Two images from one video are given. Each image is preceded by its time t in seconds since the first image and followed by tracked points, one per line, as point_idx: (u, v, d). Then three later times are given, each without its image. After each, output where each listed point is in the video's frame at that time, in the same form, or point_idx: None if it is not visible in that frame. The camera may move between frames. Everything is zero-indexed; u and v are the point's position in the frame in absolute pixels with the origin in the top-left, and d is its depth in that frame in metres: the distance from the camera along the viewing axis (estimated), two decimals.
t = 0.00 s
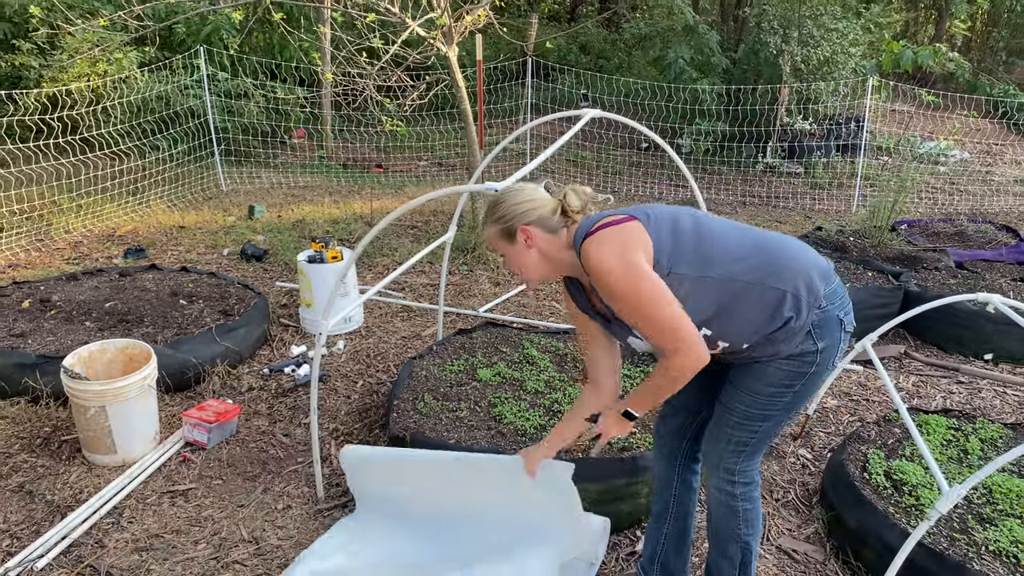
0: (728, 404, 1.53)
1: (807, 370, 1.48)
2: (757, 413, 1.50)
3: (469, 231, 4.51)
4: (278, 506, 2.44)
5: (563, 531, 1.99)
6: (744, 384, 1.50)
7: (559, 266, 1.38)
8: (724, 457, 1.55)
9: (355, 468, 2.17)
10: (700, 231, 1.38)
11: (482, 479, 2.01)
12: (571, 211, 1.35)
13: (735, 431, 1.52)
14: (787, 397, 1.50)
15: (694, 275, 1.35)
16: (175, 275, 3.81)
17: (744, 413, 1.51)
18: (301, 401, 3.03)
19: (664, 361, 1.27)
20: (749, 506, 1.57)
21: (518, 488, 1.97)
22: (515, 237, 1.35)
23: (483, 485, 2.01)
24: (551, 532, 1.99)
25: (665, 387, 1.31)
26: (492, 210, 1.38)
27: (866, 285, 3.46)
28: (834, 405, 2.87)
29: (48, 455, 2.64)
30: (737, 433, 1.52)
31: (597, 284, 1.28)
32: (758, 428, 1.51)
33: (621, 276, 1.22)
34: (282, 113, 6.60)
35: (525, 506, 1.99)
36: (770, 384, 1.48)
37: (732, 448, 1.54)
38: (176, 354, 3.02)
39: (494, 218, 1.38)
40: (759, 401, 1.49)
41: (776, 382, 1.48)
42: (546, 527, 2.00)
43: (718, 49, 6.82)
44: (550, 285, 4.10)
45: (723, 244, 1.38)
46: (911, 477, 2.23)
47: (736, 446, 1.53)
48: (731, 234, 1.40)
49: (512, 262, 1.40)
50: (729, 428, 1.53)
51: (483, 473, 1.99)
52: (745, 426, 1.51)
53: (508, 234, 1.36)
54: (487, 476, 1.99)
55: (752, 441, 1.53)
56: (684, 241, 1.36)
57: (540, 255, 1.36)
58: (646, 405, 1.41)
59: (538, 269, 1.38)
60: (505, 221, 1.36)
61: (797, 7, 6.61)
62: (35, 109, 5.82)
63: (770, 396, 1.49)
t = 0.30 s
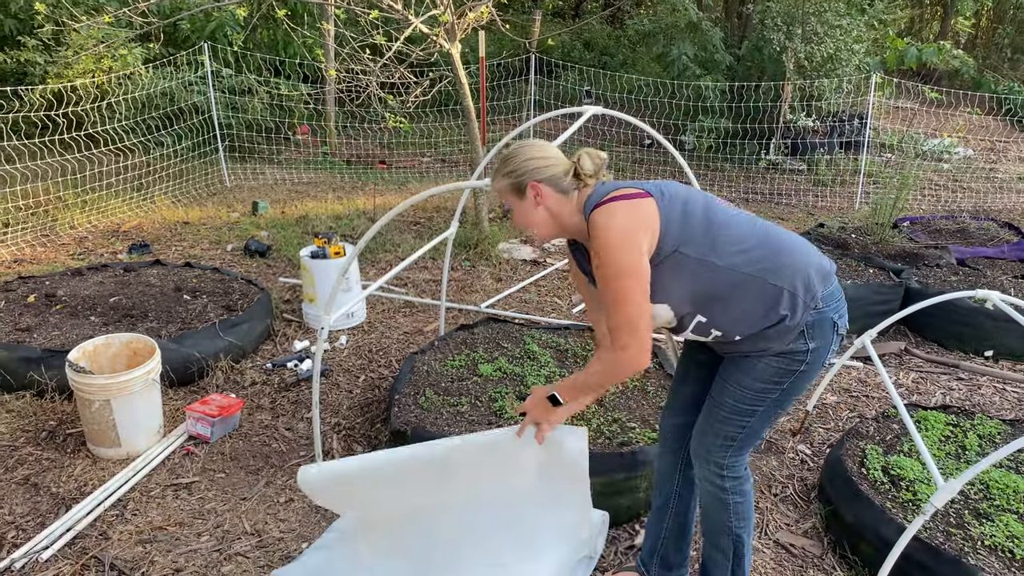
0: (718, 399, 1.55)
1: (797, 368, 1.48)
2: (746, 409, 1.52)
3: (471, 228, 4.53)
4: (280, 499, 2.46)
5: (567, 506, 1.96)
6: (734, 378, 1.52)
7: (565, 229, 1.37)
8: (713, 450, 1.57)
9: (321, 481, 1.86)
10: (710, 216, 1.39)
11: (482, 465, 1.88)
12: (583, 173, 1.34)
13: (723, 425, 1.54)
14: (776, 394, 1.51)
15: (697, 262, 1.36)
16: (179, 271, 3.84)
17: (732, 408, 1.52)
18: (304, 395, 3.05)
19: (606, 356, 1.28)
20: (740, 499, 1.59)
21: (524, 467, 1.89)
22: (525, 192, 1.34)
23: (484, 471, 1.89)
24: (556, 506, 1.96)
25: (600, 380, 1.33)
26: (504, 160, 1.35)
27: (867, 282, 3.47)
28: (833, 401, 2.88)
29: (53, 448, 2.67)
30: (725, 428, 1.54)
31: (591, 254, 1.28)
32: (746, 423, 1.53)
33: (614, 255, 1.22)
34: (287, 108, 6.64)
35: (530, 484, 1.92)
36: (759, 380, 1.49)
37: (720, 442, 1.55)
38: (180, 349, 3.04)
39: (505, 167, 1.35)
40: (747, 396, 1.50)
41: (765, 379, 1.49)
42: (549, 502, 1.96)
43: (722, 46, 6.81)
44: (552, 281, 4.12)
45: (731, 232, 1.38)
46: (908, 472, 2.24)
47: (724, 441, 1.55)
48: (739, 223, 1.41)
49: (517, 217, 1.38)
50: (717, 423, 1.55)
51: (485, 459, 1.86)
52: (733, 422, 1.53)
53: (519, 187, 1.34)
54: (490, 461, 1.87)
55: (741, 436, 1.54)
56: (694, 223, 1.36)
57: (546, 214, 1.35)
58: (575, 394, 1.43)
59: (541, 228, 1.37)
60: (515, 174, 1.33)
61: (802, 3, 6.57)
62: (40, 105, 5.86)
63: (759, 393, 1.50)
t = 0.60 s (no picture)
0: (712, 395, 1.56)
1: (790, 365, 1.50)
2: (739, 404, 1.53)
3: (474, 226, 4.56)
4: (283, 495, 2.48)
5: (578, 499, 1.91)
6: (728, 373, 1.53)
7: (570, 203, 1.38)
8: (707, 445, 1.59)
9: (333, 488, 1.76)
10: (717, 206, 1.39)
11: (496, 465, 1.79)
12: (593, 148, 1.36)
13: (717, 421, 1.56)
14: (770, 390, 1.52)
15: (698, 249, 1.36)
16: (183, 268, 3.87)
17: (727, 403, 1.53)
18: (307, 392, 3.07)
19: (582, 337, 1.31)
20: (735, 494, 1.60)
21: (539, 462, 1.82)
22: (536, 162, 1.34)
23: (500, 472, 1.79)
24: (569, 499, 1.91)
25: (574, 362, 1.35)
26: (516, 131, 1.36)
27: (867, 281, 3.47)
28: (833, 400, 2.89)
29: (58, 444, 2.69)
30: (719, 423, 1.55)
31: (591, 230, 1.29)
32: (740, 419, 1.54)
33: (611, 234, 1.24)
34: (291, 107, 6.68)
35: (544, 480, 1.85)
36: (753, 375, 1.51)
37: (714, 437, 1.57)
38: (184, 346, 3.07)
39: (518, 137, 1.37)
40: (742, 391, 1.52)
41: (759, 374, 1.50)
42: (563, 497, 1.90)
43: (725, 45, 6.81)
44: (554, 280, 4.14)
45: (736, 224, 1.39)
46: (907, 470, 2.25)
47: (719, 436, 1.57)
48: (744, 215, 1.42)
49: (525, 188, 1.38)
50: (712, 418, 1.56)
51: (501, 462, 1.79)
52: (728, 417, 1.54)
53: (531, 158, 1.34)
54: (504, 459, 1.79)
55: (735, 431, 1.56)
56: (702, 211, 1.37)
57: (555, 186, 1.36)
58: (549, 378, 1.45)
59: (549, 201, 1.38)
60: (528, 143, 1.34)
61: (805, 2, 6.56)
62: (46, 103, 5.90)
63: (753, 388, 1.52)
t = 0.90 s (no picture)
0: (709, 390, 1.57)
1: (785, 360, 1.50)
2: (735, 400, 1.54)
3: (476, 225, 4.57)
4: (285, 492, 2.49)
5: (580, 487, 1.92)
6: (724, 369, 1.54)
7: (577, 183, 1.39)
8: (703, 441, 1.60)
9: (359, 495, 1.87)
10: (719, 196, 1.40)
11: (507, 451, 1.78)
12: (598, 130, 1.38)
13: (713, 416, 1.56)
14: (765, 386, 1.53)
15: (700, 237, 1.37)
16: (186, 267, 3.89)
17: (722, 398, 1.54)
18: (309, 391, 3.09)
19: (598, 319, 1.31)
20: (732, 489, 1.61)
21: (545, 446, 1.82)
22: (542, 141, 1.35)
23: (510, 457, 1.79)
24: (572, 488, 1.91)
25: (595, 343, 1.33)
26: (521, 110, 1.37)
27: (869, 280, 3.48)
28: (834, 399, 2.90)
29: (62, 441, 2.70)
30: (715, 418, 1.56)
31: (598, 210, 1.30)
32: (735, 415, 1.55)
33: (621, 214, 1.24)
34: (294, 106, 6.71)
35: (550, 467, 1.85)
36: (748, 371, 1.51)
37: (710, 432, 1.58)
38: (187, 344, 3.08)
39: (522, 115, 1.37)
40: (737, 387, 1.53)
41: (754, 370, 1.51)
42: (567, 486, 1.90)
43: (727, 45, 6.82)
44: (556, 279, 4.15)
45: (739, 213, 1.40)
46: (907, 469, 2.26)
47: (714, 431, 1.57)
48: (747, 206, 1.43)
49: (530, 169, 1.39)
50: (708, 414, 1.57)
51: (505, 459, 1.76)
52: (724, 413, 1.55)
53: (537, 137, 1.35)
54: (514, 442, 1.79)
55: (731, 426, 1.56)
56: (707, 198, 1.37)
57: (561, 165, 1.37)
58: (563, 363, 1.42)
59: (554, 180, 1.38)
60: (532, 122, 1.34)
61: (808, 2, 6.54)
62: (50, 102, 5.92)
63: (748, 384, 1.53)
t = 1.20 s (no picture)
0: (709, 384, 1.58)
1: (785, 355, 1.51)
2: (735, 395, 1.55)
3: (478, 224, 4.58)
4: (288, 488, 2.50)
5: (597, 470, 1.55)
6: (724, 364, 1.55)
7: (578, 176, 1.40)
8: (704, 435, 1.60)
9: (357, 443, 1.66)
10: (723, 188, 1.40)
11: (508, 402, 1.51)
12: (602, 125, 1.39)
13: (713, 410, 1.57)
14: (765, 381, 1.54)
15: (704, 227, 1.38)
16: (189, 265, 3.90)
17: (722, 393, 1.55)
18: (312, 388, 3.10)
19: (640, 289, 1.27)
20: (732, 484, 1.62)
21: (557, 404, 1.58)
22: (544, 135, 1.35)
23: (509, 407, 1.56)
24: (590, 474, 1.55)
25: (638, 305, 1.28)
26: (522, 105, 1.38)
27: (870, 279, 3.48)
28: (835, 397, 2.90)
29: (66, 437, 2.71)
30: (715, 413, 1.57)
31: (610, 200, 1.30)
32: (735, 409, 1.56)
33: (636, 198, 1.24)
34: (296, 104, 6.72)
35: (565, 436, 1.57)
36: (747, 366, 1.52)
37: (711, 427, 1.59)
38: (190, 341, 3.09)
39: (525, 109, 1.37)
40: (737, 381, 1.53)
41: (755, 365, 1.52)
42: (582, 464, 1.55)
43: (729, 44, 6.82)
44: (557, 277, 4.16)
45: (743, 205, 1.41)
46: (908, 466, 2.26)
47: (715, 426, 1.58)
48: (750, 199, 1.43)
49: (533, 163, 1.39)
50: (708, 409, 1.58)
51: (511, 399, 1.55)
52: (723, 408, 1.56)
53: (538, 131, 1.35)
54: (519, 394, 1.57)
55: (731, 421, 1.57)
56: (712, 188, 1.38)
57: (563, 159, 1.37)
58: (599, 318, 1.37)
59: (557, 174, 1.39)
60: (535, 116, 1.35)
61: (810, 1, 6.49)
62: (53, 101, 5.94)
63: (747, 378, 1.53)
